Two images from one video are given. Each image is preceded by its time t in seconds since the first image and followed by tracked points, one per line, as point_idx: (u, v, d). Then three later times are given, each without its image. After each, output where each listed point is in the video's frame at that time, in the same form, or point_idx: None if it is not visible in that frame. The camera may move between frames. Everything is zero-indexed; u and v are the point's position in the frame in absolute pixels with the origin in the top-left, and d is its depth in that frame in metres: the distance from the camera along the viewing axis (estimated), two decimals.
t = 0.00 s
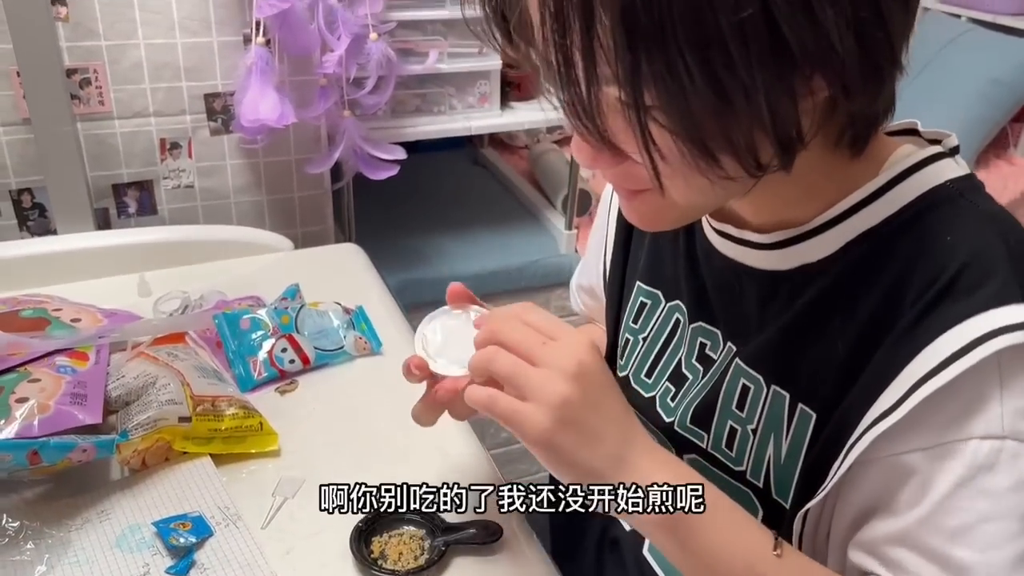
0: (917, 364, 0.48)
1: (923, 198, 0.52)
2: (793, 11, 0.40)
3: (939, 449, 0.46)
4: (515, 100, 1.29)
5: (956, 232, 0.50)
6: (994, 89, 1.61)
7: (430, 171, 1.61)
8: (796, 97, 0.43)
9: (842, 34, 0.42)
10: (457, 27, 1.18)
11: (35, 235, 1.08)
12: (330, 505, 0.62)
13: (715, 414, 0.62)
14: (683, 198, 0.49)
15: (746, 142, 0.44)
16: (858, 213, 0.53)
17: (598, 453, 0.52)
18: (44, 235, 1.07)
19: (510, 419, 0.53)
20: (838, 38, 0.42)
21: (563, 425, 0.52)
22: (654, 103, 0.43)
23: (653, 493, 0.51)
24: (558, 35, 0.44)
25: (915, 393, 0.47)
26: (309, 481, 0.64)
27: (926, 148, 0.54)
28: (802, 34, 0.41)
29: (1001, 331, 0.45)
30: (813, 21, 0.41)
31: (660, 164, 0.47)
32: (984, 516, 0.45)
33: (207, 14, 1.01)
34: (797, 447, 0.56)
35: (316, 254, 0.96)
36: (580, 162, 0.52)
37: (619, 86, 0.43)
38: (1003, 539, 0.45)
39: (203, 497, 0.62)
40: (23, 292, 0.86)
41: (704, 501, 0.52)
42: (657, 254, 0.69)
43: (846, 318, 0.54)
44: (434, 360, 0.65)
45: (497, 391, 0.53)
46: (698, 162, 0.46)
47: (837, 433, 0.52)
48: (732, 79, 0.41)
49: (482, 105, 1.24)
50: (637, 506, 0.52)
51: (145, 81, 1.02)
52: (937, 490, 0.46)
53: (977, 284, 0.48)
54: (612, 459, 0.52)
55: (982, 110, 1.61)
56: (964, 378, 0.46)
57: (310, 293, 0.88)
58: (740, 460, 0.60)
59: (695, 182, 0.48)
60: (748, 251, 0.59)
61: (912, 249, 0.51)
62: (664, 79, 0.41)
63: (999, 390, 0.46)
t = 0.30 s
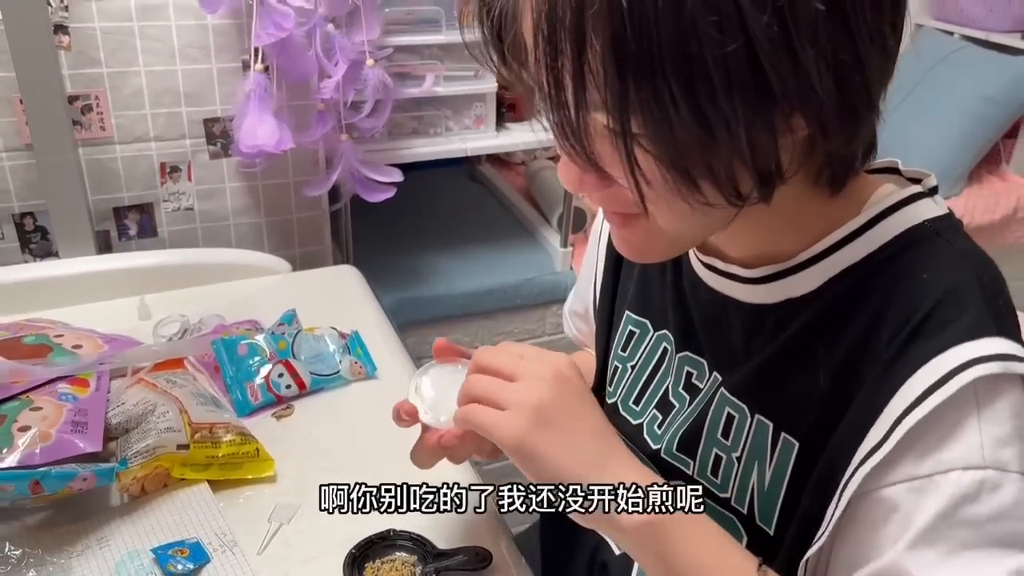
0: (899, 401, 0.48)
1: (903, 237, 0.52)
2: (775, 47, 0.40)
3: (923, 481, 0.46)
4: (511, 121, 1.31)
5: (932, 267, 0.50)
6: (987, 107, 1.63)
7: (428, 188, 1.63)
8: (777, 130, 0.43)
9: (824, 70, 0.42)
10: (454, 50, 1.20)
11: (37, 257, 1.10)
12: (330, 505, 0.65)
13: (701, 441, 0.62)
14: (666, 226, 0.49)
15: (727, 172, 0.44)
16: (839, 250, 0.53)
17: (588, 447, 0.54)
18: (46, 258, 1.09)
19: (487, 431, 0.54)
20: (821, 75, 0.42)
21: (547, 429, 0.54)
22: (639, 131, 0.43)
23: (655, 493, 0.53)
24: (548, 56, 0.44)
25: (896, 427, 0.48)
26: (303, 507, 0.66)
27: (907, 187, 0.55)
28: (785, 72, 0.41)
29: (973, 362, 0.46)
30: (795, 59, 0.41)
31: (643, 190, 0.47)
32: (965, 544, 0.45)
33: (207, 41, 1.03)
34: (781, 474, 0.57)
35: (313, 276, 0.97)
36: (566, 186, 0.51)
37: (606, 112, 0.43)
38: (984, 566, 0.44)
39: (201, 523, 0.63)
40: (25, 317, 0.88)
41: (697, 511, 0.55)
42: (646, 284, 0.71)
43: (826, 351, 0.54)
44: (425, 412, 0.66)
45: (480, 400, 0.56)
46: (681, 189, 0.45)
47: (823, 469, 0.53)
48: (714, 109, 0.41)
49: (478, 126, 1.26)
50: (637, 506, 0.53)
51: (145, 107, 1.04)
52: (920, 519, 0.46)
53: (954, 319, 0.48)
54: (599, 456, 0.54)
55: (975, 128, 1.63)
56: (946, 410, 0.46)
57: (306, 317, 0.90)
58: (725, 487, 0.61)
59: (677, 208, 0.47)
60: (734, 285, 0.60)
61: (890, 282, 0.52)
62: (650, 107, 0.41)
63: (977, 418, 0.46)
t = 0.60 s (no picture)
0: (874, 365, 0.49)
1: (876, 223, 0.53)
2: (827, 20, 0.41)
3: (905, 430, 0.45)
4: (510, 125, 1.33)
5: (900, 244, 0.52)
6: (978, 110, 1.65)
7: (428, 192, 1.65)
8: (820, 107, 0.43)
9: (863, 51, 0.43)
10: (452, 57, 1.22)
11: (45, 259, 1.11)
12: (330, 505, 0.66)
13: (686, 430, 0.64)
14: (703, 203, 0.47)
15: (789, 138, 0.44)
16: (818, 243, 0.54)
17: (589, 438, 0.52)
18: (53, 260, 1.11)
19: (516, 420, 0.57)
20: (867, 48, 0.43)
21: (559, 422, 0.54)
22: (723, 88, 0.42)
23: (653, 492, 0.48)
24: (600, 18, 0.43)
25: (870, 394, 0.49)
26: (306, 502, 0.67)
27: (879, 182, 0.56)
28: (828, 48, 0.41)
29: (942, 315, 0.47)
30: (840, 39, 0.42)
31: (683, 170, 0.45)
32: (946, 473, 0.43)
33: (211, 47, 1.05)
34: (763, 454, 0.58)
35: (315, 278, 0.99)
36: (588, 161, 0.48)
37: (691, 66, 0.41)
38: (968, 493, 0.42)
39: (207, 516, 0.65)
40: (33, 318, 0.90)
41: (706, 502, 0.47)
42: (633, 287, 0.71)
43: (794, 326, 0.55)
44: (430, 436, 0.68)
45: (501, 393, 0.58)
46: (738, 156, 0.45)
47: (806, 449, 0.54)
48: (766, 73, 0.41)
49: (477, 131, 1.28)
50: (640, 506, 0.50)
51: (151, 112, 1.06)
52: (897, 463, 0.45)
53: (920, 282, 0.49)
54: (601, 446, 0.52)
55: (966, 131, 1.65)
56: (920, 362, 0.46)
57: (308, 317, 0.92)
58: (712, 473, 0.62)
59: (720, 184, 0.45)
60: (716, 283, 0.60)
61: (857, 260, 0.53)
62: (745, 61, 0.41)
63: (950, 363, 0.45)
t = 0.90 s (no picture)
0: (851, 331, 0.51)
1: (856, 211, 0.56)
2: None
3: (879, 387, 0.47)
4: (511, 130, 1.34)
5: (878, 224, 0.54)
6: (973, 114, 1.67)
7: (429, 197, 1.66)
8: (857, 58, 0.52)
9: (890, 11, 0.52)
10: (454, 62, 1.24)
11: (52, 264, 1.13)
12: (330, 505, 0.67)
13: (674, 425, 0.65)
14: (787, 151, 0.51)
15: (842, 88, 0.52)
16: (801, 234, 0.57)
17: (593, 432, 0.52)
18: (61, 264, 1.12)
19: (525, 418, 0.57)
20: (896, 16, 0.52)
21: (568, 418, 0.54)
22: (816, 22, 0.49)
23: (653, 493, 0.47)
24: None
25: (845, 360, 0.51)
26: (314, 500, 0.69)
27: (855, 175, 0.59)
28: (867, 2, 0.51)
29: (914, 280, 0.49)
30: None
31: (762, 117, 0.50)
32: (915, 421, 0.43)
33: (217, 54, 1.07)
34: (751, 439, 0.60)
35: (319, 281, 1.00)
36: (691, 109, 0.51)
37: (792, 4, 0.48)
38: (938, 437, 0.42)
39: (217, 515, 0.66)
40: (43, 320, 0.91)
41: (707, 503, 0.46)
42: (621, 292, 0.72)
43: (774, 308, 0.58)
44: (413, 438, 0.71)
45: (508, 391, 0.58)
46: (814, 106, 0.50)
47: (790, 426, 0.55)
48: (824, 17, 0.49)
49: (479, 136, 1.29)
50: (640, 507, 0.48)
51: (157, 118, 1.07)
52: (872, 416, 0.46)
53: (893, 255, 0.52)
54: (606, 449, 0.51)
55: (961, 135, 1.67)
56: (893, 321, 0.48)
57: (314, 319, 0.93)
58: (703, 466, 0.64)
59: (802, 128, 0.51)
60: (704, 281, 0.62)
61: (836, 243, 0.55)
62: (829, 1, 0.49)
63: (922, 320, 0.47)
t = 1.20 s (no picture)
0: (822, 333, 0.52)
1: (831, 217, 0.57)
2: None
3: (845, 389, 0.49)
4: (505, 138, 1.35)
5: (850, 229, 0.56)
6: (962, 120, 1.68)
7: (425, 203, 1.68)
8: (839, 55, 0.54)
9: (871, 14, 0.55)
10: (448, 71, 1.25)
11: (51, 272, 1.14)
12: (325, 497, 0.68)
13: (656, 428, 0.67)
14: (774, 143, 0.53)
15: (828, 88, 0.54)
16: (777, 240, 0.58)
17: (567, 434, 0.53)
18: (59, 272, 1.14)
19: (502, 421, 0.59)
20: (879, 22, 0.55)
21: (543, 423, 0.55)
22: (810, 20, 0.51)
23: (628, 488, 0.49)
24: None
25: (815, 361, 0.52)
26: (309, 504, 0.70)
27: (829, 183, 0.61)
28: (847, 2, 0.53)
29: (880, 284, 0.50)
30: None
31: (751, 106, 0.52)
32: (877, 423, 0.46)
33: (213, 64, 1.08)
34: (729, 440, 0.61)
35: (313, 288, 1.01)
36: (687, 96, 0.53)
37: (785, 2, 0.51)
38: (899, 438, 0.44)
39: (213, 519, 0.67)
40: (41, 327, 0.92)
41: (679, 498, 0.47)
42: (605, 295, 0.73)
43: (751, 310, 0.59)
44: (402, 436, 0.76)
45: (488, 395, 0.59)
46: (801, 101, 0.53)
47: (766, 425, 0.57)
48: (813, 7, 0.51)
49: (473, 143, 1.31)
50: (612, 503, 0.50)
51: (154, 127, 1.08)
52: (840, 416, 0.48)
53: (862, 259, 0.53)
54: (579, 454, 0.52)
55: (951, 141, 1.68)
56: (861, 324, 0.50)
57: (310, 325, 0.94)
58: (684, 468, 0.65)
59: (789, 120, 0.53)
60: (686, 286, 0.63)
61: (811, 248, 0.57)
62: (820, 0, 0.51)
63: (888, 323, 0.49)
